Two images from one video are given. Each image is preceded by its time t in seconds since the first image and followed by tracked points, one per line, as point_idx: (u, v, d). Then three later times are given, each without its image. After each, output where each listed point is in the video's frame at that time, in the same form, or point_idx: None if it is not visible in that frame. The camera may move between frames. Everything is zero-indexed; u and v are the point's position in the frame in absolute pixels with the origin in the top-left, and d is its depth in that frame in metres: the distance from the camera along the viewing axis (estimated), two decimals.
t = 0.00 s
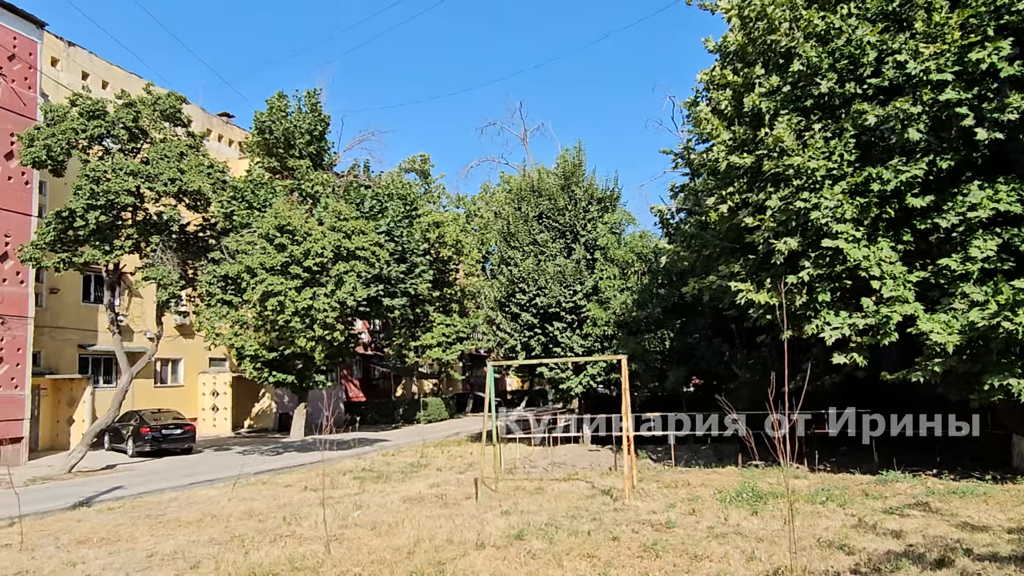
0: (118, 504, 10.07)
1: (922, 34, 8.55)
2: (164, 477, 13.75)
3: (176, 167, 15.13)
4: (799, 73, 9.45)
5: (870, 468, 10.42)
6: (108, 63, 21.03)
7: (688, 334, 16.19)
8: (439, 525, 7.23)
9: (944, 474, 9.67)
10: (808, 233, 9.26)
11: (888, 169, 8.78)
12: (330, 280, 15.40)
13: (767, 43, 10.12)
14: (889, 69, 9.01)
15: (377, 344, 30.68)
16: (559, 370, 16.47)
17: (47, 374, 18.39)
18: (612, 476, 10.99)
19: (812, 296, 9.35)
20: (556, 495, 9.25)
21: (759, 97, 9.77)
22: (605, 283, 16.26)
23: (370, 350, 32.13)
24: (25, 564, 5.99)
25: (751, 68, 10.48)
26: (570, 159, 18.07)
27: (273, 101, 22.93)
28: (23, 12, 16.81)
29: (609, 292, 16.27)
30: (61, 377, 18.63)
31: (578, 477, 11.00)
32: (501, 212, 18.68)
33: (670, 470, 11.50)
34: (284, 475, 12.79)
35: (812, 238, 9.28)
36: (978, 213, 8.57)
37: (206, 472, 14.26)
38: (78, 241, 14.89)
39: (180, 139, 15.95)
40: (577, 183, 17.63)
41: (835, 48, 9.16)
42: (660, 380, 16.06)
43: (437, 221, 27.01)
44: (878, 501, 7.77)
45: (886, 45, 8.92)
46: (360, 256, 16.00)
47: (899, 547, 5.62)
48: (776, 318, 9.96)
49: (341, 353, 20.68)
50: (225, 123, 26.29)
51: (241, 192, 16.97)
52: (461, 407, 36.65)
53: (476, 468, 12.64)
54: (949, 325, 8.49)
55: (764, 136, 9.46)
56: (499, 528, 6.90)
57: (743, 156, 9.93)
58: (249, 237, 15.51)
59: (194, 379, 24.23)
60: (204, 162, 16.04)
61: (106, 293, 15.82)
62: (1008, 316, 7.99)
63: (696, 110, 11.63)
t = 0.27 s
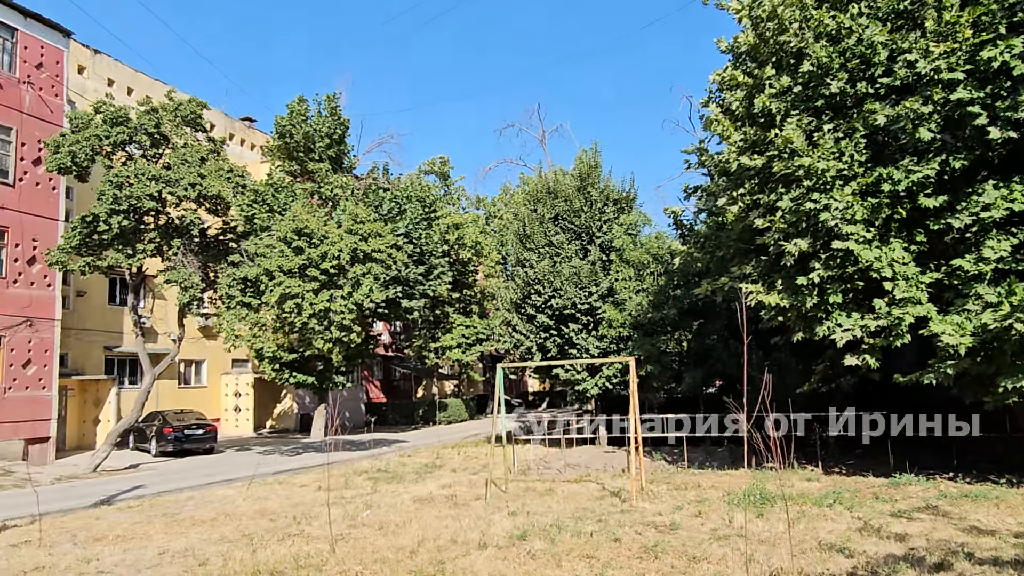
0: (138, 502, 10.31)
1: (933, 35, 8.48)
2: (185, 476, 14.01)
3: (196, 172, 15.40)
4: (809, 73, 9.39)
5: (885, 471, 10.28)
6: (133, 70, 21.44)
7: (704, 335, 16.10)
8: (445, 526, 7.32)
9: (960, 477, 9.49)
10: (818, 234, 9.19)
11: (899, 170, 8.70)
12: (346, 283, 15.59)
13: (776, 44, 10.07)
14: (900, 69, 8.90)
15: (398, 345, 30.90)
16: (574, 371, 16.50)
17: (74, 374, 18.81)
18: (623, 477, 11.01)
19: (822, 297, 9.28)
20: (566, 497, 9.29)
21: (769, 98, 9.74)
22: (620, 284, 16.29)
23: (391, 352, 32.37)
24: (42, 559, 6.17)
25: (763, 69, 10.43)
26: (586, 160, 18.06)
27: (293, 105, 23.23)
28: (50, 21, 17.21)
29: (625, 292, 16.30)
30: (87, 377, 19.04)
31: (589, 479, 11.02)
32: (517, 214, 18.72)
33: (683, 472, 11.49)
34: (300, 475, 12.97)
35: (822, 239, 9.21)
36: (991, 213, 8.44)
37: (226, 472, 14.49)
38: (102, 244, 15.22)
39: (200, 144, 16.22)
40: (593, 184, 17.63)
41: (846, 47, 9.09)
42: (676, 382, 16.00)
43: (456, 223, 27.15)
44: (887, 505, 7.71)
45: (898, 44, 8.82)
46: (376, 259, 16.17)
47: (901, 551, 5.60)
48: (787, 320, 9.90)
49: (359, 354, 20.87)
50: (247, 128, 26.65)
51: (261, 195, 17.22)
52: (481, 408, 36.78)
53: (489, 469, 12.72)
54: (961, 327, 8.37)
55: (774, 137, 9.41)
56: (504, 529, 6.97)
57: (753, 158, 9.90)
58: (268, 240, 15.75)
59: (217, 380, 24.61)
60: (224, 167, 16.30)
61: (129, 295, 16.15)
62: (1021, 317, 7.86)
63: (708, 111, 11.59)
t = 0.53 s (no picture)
0: (149, 501, 10.48)
1: (936, 34, 8.43)
2: (197, 475, 14.21)
3: (207, 175, 15.59)
4: (813, 73, 9.36)
5: (890, 472, 10.27)
6: (147, 74, 21.71)
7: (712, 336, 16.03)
8: (446, 525, 7.41)
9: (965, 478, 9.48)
10: (821, 234, 9.17)
11: (902, 170, 8.67)
12: (356, 284, 15.74)
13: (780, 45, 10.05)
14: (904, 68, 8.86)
15: (410, 345, 31.06)
16: (583, 372, 16.54)
17: (90, 374, 19.11)
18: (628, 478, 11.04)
19: (826, 298, 9.27)
20: (569, 497, 9.35)
21: (772, 99, 9.72)
22: (629, 284, 16.30)
23: (404, 352, 32.54)
24: (50, 557, 6.32)
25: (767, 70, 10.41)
26: (595, 160, 18.07)
27: (305, 107, 23.42)
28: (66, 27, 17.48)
29: (633, 293, 16.31)
30: (103, 377, 19.32)
31: (594, 479, 11.06)
32: (527, 214, 18.77)
33: (689, 472, 11.51)
34: (310, 474, 13.12)
35: (825, 240, 9.19)
36: (996, 213, 8.38)
37: (236, 471, 14.66)
38: (117, 247, 15.47)
39: (212, 148, 16.41)
40: (601, 185, 17.65)
41: (849, 47, 9.06)
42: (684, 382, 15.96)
43: (467, 223, 27.25)
44: (888, 507, 7.70)
45: (901, 43, 8.76)
46: (386, 260, 16.29)
47: (895, 553, 5.61)
48: (791, 321, 9.90)
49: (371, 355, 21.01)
50: (261, 130, 26.89)
51: (272, 197, 17.40)
52: (494, 408, 36.87)
53: (496, 469, 12.79)
54: (965, 328, 8.32)
55: (778, 138, 9.41)
56: (504, 529, 7.04)
57: (756, 158, 9.89)
58: (278, 241, 15.93)
59: (231, 380, 24.88)
60: (235, 170, 16.48)
61: (143, 296, 16.38)
62: None
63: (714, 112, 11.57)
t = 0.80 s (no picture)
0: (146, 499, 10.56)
1: (926, 34, 8.42)
2: (197, 474, 14.33)
3: (207, 176, 15.70)
4: (805, 73, 9.37)
5: (883, 472, 10.30)
6: (150, 76, 21.84)
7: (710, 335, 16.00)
8: (436, 524, 7.46)
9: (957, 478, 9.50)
10: (813, 234, 9.17)
11: (893, 170, 8.65)
12: (354, 285, 15.82)
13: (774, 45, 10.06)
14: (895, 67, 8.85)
15: (412, 345, 31.16)
16: (581, 372, 16.57)
17: (93, 374, 19.24)
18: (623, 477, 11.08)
19: (818, 298, 9.27)
20: (561, 497, 9.39)
21: (764, 99, 9.76)
22: (627, 284, 16.31)
23: (406, 352, 32.65)
24: (42, 554, 6.39)
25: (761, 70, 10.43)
26: (594, 161, 18.09)
27: (307, 109, 23.53)
28: (68, 30, 17.61)
29: (631, 293, 16.32)
30: (106, 377, 19.46)
31: (588, 479, 11.10)
32: (526, 215, 18.82)
33: (683, 472, 11.55)
34: (308, 474, 13.19)
35: (817, 240, 9.20)
36: (987, 212, 8.35)
37: (235, 471, 14.74)
38: (117, 248, 15.58)
39: (212, 149, 16.50)
40: (600, 185, 17.67)
41: (840, 47, 9.06)
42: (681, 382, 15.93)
43: (469, 224, 27.33)
44: (877, 506, 7.71)
45: (892, 43, 8.73)
46: (384, 261, 16.35)
47: (878, 551, 5.63)
48: (784, 320, 9.91)
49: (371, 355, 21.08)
50: (264, 131, 27.02)
51: (272, 198, 17.49)
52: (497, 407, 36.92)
53: (493, 468, 12.85)
54: (955, 327, 8.30)
55: (770, 138, 9.42)
56: (492, 528, 7.09)
57: (749, 158, 9.92)
58: (278, 242, 16.02)
59: (234, 380, 25.01)
60: (235, 171, 16.57)
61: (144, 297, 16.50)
62: (1014, 318, 7.80)
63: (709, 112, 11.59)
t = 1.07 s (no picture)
0: (129, 497, 10.59)
1: (902, 34, 8.47)
2: (183, 472, 14.34)
3: (193, 174, 15.69)
4: (784, 72, 9.43)
5: (861, 469, 10.38)
6: (138, 73, 21.79)
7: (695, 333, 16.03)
8: (414, 522, 7.52)
9: (934, 474, 9.59)
10: (791, 233, 9.23)
11: (869, 170, 8.70)
12: (341, 282, 15.85)
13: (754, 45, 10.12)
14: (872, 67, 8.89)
15: (404, 342, 31.19)
16: (568, 369, 16.63)
17: (81, 372, 19.22)
18: (605, 474, 11.15)
19: (796, 297, 9.34)
20: (542, 494, 9.45)
21: (744, 99, 9.82)
22: (613, 282, 16.35)
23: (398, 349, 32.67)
24: (18, 552, 6.42)
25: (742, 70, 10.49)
26: (582, 159, 18.13)
27: (296, 106, 23.52)
28: (55, 27, 17.56)
29: (617, 291, 16.36)
30: (94, 375, 19.44)
31: (571, 476, 11.15)
32: (514, 212, 18.86)
33: (665, 469, 11.62)
34: (293, 471, 13.21)
35: (795, 239, 9.26)
36: (963, 211, 8.39)
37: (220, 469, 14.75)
38: (104, 246, 15.58)
39: (199, 147, 16.49)
40: (588, 183, 17.72)
41: (818, 48, 9.11)
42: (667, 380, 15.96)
43: (460, 221, 27.35)
44: (850, 503, 7.78)
45: (868, 43, 8.79)
46: (371, 258, 16.37)
47: (844, 548, 5.71)
48: (764, 319, 9.99)
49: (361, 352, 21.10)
50: (253, 128, 26.98)
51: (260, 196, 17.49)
52: (489, 405, 36.95)
53: (478, 466, 12.91)
54: (930, 326, 8.36)
55: (749, 138, 9.47)
56: (468, 526, 7.15)
57: (729, 158, 9.98)
58: (265, 240, 16.03)
59: (224, 378, 25.01)
60: (222, 169, 16.55)
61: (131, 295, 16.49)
62: (987, 317, 7.86)
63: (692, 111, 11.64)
